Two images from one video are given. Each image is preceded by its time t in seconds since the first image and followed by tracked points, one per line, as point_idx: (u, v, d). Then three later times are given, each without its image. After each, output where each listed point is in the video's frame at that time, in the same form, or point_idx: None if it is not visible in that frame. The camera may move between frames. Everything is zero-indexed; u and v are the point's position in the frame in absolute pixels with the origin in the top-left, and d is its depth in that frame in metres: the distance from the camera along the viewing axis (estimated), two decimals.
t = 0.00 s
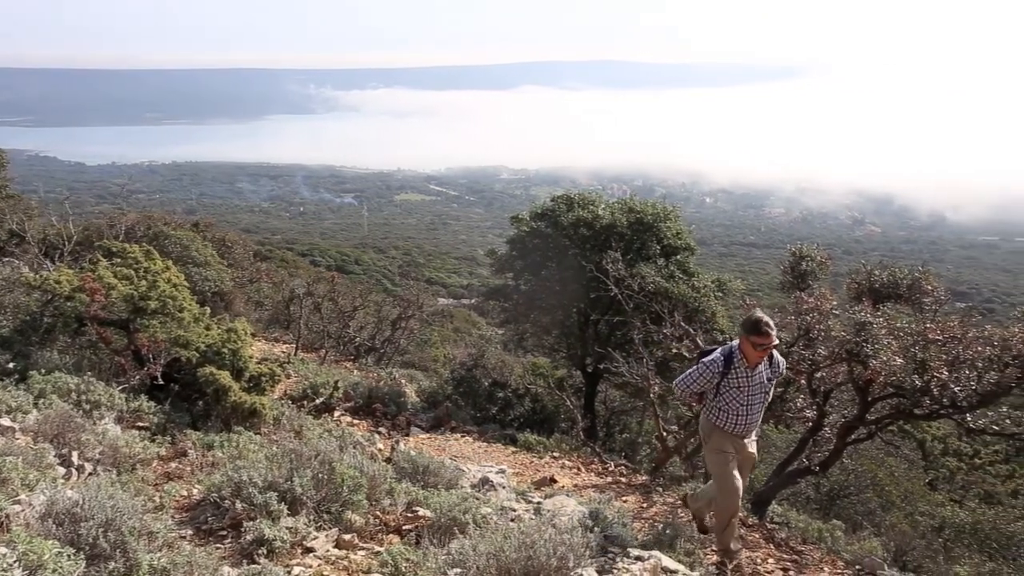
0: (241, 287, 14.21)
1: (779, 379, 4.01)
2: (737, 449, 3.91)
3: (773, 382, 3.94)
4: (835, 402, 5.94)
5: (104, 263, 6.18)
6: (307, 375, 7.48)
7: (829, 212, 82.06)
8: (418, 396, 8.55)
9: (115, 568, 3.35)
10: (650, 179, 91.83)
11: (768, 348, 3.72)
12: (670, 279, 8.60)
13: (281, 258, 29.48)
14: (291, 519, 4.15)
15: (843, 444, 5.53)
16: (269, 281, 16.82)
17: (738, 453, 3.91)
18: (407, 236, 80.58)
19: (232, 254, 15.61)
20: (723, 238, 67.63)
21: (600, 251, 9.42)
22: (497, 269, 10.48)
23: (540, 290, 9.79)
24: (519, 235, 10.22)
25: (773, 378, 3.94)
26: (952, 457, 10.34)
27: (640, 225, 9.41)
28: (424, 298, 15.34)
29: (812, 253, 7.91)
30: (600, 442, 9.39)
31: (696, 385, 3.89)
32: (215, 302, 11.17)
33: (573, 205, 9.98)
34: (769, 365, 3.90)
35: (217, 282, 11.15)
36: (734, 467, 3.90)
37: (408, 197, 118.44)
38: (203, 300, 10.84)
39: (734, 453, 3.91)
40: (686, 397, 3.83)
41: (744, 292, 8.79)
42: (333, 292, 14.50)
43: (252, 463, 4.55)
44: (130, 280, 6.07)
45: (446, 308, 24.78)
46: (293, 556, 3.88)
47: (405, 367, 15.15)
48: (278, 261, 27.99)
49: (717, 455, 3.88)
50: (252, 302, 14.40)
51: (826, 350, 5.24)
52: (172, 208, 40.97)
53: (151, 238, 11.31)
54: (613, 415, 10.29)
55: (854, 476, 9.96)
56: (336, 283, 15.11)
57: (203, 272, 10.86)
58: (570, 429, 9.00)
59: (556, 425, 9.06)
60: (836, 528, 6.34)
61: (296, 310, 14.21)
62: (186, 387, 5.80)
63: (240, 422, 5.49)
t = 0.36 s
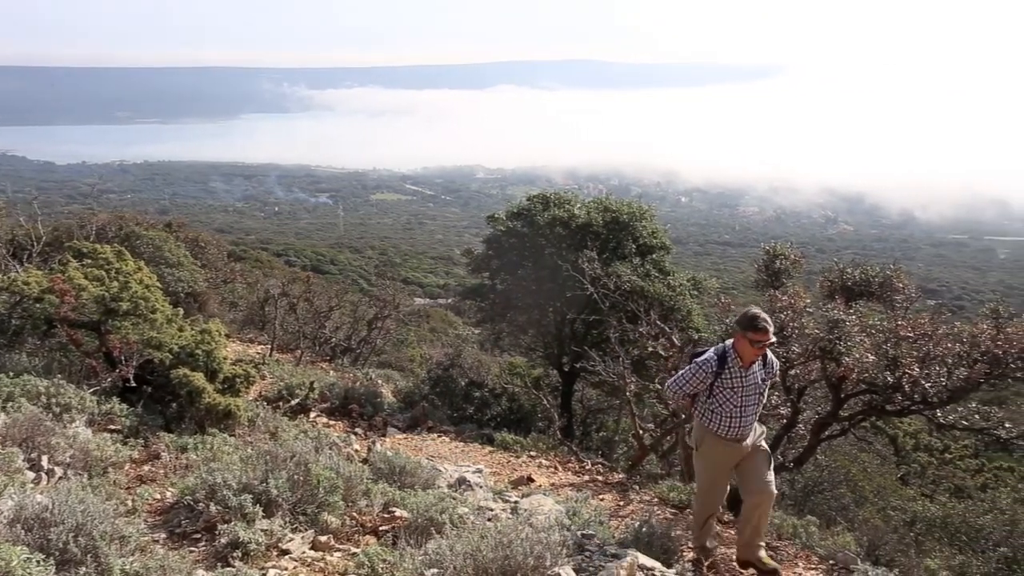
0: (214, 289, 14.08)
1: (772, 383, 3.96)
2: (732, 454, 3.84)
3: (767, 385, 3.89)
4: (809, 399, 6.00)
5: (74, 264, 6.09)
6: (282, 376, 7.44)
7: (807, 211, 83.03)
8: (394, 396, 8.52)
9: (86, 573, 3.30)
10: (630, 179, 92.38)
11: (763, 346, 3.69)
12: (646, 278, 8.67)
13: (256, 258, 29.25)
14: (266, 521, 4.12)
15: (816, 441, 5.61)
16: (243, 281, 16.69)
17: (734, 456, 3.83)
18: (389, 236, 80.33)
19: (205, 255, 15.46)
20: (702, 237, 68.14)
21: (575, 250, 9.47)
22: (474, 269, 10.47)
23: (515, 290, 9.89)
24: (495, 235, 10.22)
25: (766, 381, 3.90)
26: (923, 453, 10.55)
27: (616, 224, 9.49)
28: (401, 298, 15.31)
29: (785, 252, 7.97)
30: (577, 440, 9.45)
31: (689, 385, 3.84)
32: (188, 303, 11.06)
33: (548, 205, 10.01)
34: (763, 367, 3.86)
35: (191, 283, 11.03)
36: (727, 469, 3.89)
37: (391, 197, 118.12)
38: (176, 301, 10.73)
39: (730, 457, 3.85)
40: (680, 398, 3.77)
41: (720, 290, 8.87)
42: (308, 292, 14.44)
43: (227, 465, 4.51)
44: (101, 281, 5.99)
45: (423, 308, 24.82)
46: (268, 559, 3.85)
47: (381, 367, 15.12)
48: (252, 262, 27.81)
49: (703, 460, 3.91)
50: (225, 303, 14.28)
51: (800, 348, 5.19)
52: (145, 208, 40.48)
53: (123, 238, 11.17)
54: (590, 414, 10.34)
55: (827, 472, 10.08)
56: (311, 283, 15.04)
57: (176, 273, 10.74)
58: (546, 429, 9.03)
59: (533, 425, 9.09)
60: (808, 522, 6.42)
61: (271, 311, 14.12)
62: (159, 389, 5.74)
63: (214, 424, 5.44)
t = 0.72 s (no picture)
0: (189, 289, 13.94)
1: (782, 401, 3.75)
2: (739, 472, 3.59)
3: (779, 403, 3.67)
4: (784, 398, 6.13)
5: (46, 265, 6.01)
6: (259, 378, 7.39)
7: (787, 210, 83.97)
8: (372, 397, 8.49)
9: None
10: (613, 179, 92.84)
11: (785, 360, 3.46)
12: (624, 277, 8.73)
13: (232, 259, 29.05)
14: (243, 523, 4.09)
15: (791, 437, 5.68)
16: (218, 282, 16.55)
17: (739, 473, 3.60)
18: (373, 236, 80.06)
19: (179, 255, 15.32)
20: (683, 236, 68.63)
21: (553, 249, 9.52)
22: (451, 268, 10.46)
23: (493, 289, 9.82)
24: (473, 235, 10.22)
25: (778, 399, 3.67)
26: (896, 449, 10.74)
27: (593, 223, 9.63)
28: (379, 298, 15.28)
29: (761, 250, 8.06)
30: (556, 439, 9.48)
31: (700, 399, 3.58)
32: (162, 304, 10.95)
33: (526, 204, 10.04)
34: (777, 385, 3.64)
35: (165, 283, 10.92)
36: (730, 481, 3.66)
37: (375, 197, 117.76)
38: (150, 302, 10.61)
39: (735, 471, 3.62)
40: (692, 412, 3.50)
41: (696, 289, 8.95)
42: (285, 293, 14.37)
43: (203, 468, 4.46)
44: (73, 282, 5.92)
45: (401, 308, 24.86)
46: (245, 561, 3.82)
47: (359, 367, 15.09)
48: (228, 262, 27.60)
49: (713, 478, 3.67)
50: (200, 304, 14.14)
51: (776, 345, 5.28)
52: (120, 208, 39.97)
53: (95, 239, 11.02)
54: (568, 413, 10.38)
55: (802, 468, 10.22)
56: (288, 283, 14.95)
57: (150, 274, 10.63)
58: (525, 428, 9.06)
59: (512, 424, 9.11)
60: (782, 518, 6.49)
61: (247, 311, 14.01)
62: (134, 391, 5.68)
63: (190, 426, 5.38)
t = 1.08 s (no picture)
0: (154, 291, 13.73)
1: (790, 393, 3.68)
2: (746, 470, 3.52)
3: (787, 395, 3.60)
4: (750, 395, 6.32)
5: (6, 267, 5.87)
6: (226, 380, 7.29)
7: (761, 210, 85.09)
8: (342, 398, 8.44)
9: None
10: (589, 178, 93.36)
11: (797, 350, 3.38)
12: (593, 277, 8.78)
13: (199, 260, 28.68)
14: (211, 527, 4.04)
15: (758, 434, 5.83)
16: (184, 283, 16.34)
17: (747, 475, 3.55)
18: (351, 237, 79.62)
19: (144, 257, 15.11)
20: (659, 235, 69.19)
21: (522, 249, 9.55)
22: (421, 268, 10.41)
23: (462, 289, 9.79)
24: (442, 235, 10.18)
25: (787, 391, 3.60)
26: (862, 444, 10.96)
27: (563, 223, 9.77)
28: (348, 298, 15.20)
29: (729, 249, 8.16)
30: (527, 439, 9.50)
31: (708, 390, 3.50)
32: (127, 306, 10.78)
33: (496, 204, 10.05)
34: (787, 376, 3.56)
35: (130, 285, 10.76)
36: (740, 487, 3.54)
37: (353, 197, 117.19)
38: (114, 305, 10.44)
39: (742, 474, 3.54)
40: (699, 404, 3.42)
41: (665, 288, 9.05)
42: (253, 294, 14.23)
43: (169, 472, 4.40)
44: (33, 284, 5.80)
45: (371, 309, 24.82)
46: (213, 566, 3.78)
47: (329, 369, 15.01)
48: (193, 263, 27.26)
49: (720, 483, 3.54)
50: (166, 306, 13.93)
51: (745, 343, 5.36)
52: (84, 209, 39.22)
53: (57, 241, 10.82)
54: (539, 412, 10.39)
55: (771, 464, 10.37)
56: (256, 285, 14.82)
57: (114, 276, 10.46)
58: (496, 427, 9.07)
59: (483, 424, 9.11)
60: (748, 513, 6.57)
61: (215, 313, 13.84)
62: (98, 395, 5.57)
63: (156, 430, 5.31)
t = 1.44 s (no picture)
0: (118, 293, 13.50)
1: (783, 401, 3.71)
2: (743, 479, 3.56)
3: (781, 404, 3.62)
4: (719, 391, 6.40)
5: None
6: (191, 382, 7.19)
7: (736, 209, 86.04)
8: (311, 399, 8.38)
9: None
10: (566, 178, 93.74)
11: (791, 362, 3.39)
12: (562, 276, 8.81)
13: (163, 261, 28.26)
14: (177, 532, 3.99)
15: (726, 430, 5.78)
16: (149, 285, 16.09)
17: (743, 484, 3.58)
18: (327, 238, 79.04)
19: (106, 259, 14.89)
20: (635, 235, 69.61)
21: (491, 248, 9.59)
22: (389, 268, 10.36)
23: (432, 289, 9.78)
24: (410, 235, 10.14)
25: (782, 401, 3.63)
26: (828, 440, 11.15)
27: (532, 222, 9.83)
28: (318, 299, 15.10)
29: (696, 249, 8.25)
30: (497, 438, 9.51)
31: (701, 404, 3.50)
32: (90, 308, 10.59)
33: (464, 203, 10.04)
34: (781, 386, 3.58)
35: (91, 287, 10.59)
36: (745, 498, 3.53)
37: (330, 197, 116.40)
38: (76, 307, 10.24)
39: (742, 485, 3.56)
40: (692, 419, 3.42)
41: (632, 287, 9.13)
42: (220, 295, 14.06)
43: (132, 477, 4.33)
44: None
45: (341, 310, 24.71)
46: (178, 571, 3.72)
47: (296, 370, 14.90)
48: (159, 264, 26.87)
49: (728, 492, 3.50)
50: (130, 307, 13.70)
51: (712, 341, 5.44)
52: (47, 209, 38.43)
53: (15, 242, 10.61)
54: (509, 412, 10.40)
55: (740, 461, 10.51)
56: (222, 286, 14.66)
57: (75, 277, 10.28)
58: (466, 427, 9.07)
59: (453, 424, 9.11)
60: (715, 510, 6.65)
61: (180, 315, 13.64)
62: (59, 400, 5.42)
63: (120, 433, 5.25)
